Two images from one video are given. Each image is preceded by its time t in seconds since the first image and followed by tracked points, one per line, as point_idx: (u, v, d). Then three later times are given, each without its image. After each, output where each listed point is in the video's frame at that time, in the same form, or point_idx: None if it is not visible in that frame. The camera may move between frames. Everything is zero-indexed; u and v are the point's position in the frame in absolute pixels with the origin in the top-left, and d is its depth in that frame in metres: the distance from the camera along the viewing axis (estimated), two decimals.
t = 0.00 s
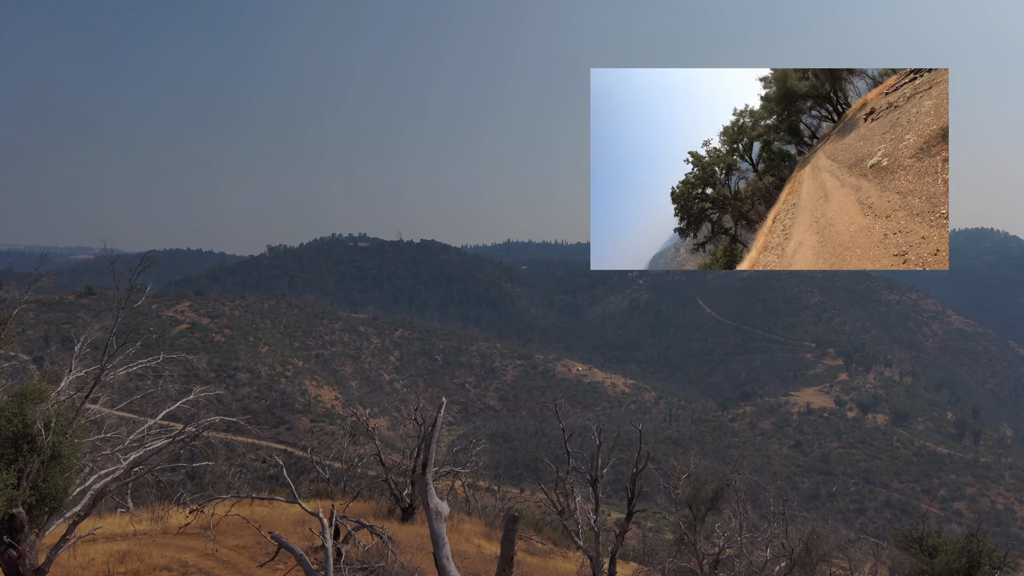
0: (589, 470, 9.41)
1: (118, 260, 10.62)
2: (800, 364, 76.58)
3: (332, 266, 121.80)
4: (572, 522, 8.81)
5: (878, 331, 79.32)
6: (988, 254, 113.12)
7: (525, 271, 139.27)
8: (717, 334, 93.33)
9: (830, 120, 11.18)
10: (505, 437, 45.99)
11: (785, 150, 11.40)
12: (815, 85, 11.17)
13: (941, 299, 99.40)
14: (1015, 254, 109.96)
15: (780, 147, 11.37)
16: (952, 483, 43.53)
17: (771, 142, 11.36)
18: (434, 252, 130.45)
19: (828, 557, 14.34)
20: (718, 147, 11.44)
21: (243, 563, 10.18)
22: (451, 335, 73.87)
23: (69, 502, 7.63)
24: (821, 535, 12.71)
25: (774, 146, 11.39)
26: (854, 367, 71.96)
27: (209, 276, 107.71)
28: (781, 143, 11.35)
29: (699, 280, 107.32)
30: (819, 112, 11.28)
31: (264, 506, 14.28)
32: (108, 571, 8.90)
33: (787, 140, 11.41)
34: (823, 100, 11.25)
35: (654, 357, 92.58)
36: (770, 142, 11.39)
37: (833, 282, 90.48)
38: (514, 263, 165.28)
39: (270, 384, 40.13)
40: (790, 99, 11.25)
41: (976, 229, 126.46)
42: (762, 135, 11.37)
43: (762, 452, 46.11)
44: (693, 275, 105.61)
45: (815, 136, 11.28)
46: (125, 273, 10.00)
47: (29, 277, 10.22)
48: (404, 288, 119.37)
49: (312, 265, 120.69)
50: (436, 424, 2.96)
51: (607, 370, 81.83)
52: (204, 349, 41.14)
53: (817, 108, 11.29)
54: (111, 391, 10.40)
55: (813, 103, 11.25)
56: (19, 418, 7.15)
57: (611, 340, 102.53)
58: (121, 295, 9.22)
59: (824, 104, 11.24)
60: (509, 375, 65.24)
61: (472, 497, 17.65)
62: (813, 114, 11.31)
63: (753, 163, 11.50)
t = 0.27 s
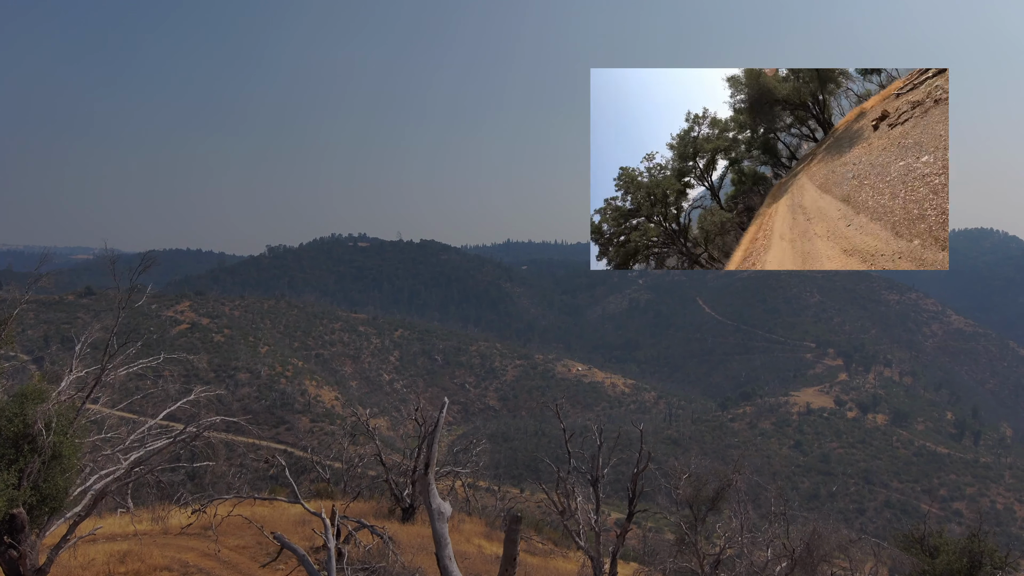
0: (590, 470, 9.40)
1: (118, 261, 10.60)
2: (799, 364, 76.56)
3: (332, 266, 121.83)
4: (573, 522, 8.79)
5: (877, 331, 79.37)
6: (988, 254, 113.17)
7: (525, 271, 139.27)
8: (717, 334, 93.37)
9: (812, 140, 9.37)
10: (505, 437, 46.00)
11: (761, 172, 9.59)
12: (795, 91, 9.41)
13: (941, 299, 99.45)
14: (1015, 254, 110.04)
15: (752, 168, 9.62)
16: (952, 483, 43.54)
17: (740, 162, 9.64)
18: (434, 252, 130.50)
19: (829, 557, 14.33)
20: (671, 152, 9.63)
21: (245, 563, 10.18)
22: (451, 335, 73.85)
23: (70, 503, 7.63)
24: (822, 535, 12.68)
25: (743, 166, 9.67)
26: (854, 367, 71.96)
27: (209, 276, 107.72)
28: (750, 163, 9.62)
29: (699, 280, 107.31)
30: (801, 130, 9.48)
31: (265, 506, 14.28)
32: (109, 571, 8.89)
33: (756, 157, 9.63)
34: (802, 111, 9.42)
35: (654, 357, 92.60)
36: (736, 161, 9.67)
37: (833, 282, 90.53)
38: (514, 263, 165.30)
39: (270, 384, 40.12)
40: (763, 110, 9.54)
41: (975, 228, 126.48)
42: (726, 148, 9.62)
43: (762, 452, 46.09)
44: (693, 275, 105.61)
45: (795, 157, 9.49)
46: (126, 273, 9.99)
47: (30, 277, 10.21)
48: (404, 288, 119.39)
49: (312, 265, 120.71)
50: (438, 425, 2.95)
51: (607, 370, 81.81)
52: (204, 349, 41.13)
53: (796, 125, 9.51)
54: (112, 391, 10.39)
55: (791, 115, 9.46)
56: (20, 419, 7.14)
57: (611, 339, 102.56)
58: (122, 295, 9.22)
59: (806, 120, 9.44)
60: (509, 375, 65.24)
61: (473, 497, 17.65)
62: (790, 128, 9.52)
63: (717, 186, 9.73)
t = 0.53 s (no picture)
0: (592, 470, 9.41)
1: (118, 260, 10.61)
2: (799, 364, 76.54)
3: (332, 266, 121.80)
4: (574, 522, 8.79)
5: (877, 331, 79.37)
6: (988, 254, 113.11)
7: (524, 271, 139.28)
8: (716, 334, 93.37)
9: (804, 154, 9.25)
10: (505, 437, 45.99)
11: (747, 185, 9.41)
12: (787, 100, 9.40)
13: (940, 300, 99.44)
14: (1015, 254, 110.06)
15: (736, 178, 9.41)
16: (951, 483, 43.54)
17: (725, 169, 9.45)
18: (434, 252, 130.47)
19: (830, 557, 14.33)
20: (652, 127, 9.41)
21: (246, 563, 10.17)
22: (451, 335, 73.79)
23: (71, 503, 7.62)
24: (824, 535, 12.64)
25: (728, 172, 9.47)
26: (854, 367, 71.95)
27: (209, 276, 107.73)
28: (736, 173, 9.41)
29: (699, 280, 107.29)
30: (791, 143, 9.38)
31: (265, 506, 14.27)
32: (110, 571, 8.88)
33: (738, 165, 9.45)
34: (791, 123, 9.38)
35: (654, 357, 92.58)
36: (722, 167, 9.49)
37: (833, 282, 90.54)
38: (514, 263, 165.14)
39: (270, 384, 40.12)
40: (754, 115, 9.47)
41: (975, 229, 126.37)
42: (710, 145, 9.55)
43: (762, 452, 46.09)
44: (693, 275, 105.62)
45: (786, 170, 9.32)
46: (126, 273, 10.00)
47: (30, 277, 10.20)
48: (404, 288, 119.42)
49: (312, 265, 120.66)
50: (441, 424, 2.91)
51: (606, 370, 81.79)
52: (204, 349, 41.14)
53: (788, 134, 9.41)
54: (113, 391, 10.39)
55: (782, 124, 9.37)
56: (21, 419, 7.14)
57: (611, 340, 102.54)
58: (122, 295, 9.22)
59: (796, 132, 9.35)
60: (509, 375, 65.24)
61: (473, 497, 17.66)
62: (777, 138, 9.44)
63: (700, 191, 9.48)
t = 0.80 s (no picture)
0: (592, 471, 9.42)
1: (119, 260, 10.62)
2: (799, 364, 76.50)
3: (332, 266, 121.72)
4: (575, 522, 8.81)
5: (877, 330, 79.35)
6: (988, 254, 113.05)
7: (524, 271, 139.21)
8: (716, 334, 93.36)
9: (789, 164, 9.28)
10: (505, 437, 45.96)
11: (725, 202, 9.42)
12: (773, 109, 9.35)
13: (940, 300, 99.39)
14: (1014, 254, 110.07)
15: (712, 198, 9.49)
16: (951, 483, 43.53)
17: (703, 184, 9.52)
18: (434, 252, 130.40)
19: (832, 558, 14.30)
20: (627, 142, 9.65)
21: (246, 563, 10.15)
22: (451, 334, 73.74)
23: (72, 503, 7.61)
24: (824, 536, 12.62)
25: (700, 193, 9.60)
26: (854, 367, 71.92)
27: (209, 276, 107.66)
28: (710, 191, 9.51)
29: (699, 280, 107.26)
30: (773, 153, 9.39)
31: (265, 506, 14.27)
32: (110, 572, 8.87)
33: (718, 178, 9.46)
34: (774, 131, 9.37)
35: (653, 357, 92.57)
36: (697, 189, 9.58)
37: (833, 282, 90.53)
38: (513, 263, 165.12)
39: (270, 384, 40.10)
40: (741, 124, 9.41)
41: (976, 228, 126.22)
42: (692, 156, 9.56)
43: (762, 452, 46.07)
44: (692, 275, 105.59)
45: (772, 184, 9.37)
46: (126, 273, 9.99)
47: (30, 277, 10.22)
48: (403, 288, 119.40)
49: (311, 265, 120.58)
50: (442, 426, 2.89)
51: (607, 370, 81.76)
52: (204, 349, 41.14)
53: (774, 140, 9.37)
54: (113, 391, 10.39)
55: (767, 131, 9.34)
56: (21, 419, 7.13)
57: (611, 339, 102.49)
58: (122, 295, 9.22)
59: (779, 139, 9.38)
60: (509, 375, 65.21)
61: (473, 497, 17.65)
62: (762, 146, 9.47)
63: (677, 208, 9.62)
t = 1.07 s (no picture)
0: (593, 471, 9.40)
1: (119, 260, 10.61)
2: (799, 364, 76.44)
3: (332, 266, 121.63)
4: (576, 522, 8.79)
5: (877, 330, 79.32)
6: (987, 254, 112.95)
7: (524, 271, 139.14)
8: (716, 334, 93.33)
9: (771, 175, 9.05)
10: (505, 437, 45.92)
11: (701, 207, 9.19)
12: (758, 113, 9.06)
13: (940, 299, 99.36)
14: (1014, 254, 110.05)
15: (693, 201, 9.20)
16: (951, 483, 43.50)
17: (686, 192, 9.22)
18: (434, 252, 130.31)
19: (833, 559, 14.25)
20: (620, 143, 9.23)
21: (246, 563, 10.14)
22: (451, 334, 73.73)
23: (72, 503, 7.60)
24: (825, 537, 12.56)
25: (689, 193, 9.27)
26: (854, 367, 71.88)
27: (209, 276, 107.58)
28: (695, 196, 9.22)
29: (699, 280, 107.22)
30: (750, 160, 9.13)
31: (266, 506, 14.24)
32: (111, 571, 8.87)
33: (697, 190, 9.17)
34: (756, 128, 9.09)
35: (653, 357, 92.54)
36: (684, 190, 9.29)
37: (832, 282, 90.51)
38: (513, 263, 165.12)
39: (270, 384, 40.06)
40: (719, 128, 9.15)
41: (976, 228, 126.08)
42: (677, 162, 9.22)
43: (762, 452, 46.02)
44: (692, 275, 105.56)
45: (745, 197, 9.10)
46: (126, 273, 9.98)
47: (30, 276, 10.22)
48: (403, 288, 119.36)
49: (311, 265, 120.49)
50: (442, 432, 2.90)
51: (606, 370, 81.74)
52: (204, 349, 41.11)
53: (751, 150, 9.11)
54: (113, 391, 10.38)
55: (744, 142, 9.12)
56: (21, 419, 7.11)
57: (611, 339, 102.40)
58: (122, 295, 9.21)
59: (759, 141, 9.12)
60: (509, 375, 65.17)
61: (473, 497, 17.64)
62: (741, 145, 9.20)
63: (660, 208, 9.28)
